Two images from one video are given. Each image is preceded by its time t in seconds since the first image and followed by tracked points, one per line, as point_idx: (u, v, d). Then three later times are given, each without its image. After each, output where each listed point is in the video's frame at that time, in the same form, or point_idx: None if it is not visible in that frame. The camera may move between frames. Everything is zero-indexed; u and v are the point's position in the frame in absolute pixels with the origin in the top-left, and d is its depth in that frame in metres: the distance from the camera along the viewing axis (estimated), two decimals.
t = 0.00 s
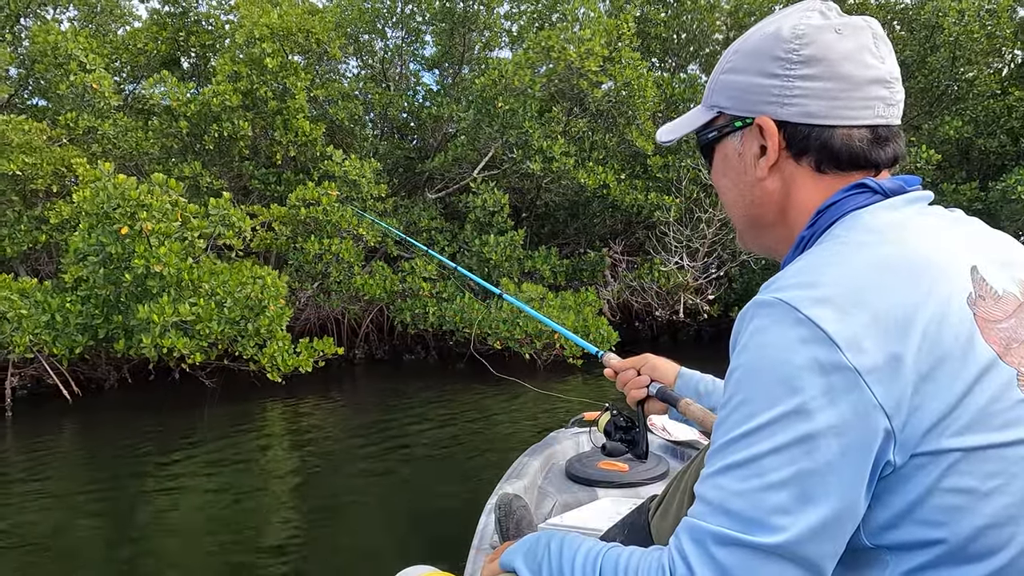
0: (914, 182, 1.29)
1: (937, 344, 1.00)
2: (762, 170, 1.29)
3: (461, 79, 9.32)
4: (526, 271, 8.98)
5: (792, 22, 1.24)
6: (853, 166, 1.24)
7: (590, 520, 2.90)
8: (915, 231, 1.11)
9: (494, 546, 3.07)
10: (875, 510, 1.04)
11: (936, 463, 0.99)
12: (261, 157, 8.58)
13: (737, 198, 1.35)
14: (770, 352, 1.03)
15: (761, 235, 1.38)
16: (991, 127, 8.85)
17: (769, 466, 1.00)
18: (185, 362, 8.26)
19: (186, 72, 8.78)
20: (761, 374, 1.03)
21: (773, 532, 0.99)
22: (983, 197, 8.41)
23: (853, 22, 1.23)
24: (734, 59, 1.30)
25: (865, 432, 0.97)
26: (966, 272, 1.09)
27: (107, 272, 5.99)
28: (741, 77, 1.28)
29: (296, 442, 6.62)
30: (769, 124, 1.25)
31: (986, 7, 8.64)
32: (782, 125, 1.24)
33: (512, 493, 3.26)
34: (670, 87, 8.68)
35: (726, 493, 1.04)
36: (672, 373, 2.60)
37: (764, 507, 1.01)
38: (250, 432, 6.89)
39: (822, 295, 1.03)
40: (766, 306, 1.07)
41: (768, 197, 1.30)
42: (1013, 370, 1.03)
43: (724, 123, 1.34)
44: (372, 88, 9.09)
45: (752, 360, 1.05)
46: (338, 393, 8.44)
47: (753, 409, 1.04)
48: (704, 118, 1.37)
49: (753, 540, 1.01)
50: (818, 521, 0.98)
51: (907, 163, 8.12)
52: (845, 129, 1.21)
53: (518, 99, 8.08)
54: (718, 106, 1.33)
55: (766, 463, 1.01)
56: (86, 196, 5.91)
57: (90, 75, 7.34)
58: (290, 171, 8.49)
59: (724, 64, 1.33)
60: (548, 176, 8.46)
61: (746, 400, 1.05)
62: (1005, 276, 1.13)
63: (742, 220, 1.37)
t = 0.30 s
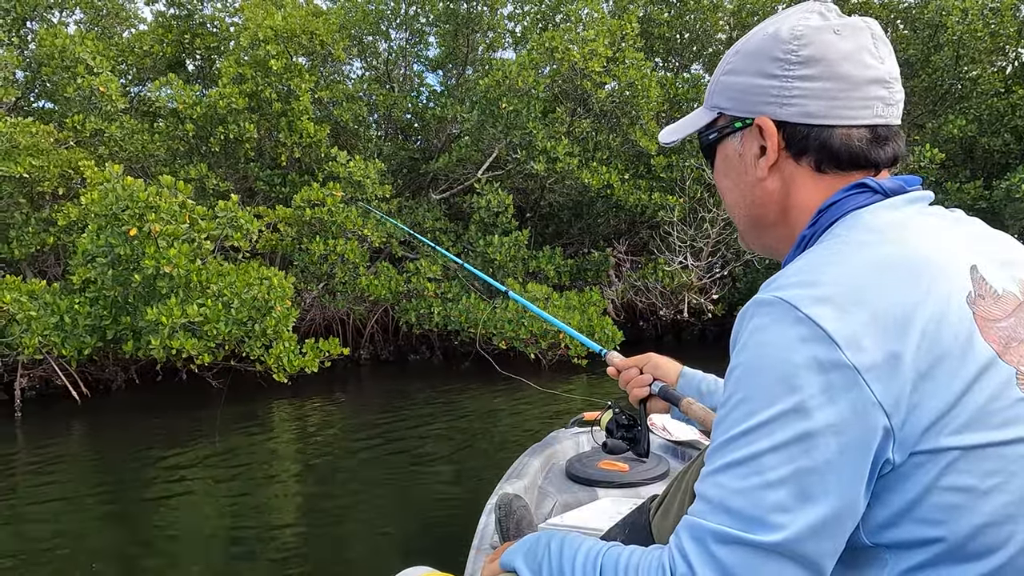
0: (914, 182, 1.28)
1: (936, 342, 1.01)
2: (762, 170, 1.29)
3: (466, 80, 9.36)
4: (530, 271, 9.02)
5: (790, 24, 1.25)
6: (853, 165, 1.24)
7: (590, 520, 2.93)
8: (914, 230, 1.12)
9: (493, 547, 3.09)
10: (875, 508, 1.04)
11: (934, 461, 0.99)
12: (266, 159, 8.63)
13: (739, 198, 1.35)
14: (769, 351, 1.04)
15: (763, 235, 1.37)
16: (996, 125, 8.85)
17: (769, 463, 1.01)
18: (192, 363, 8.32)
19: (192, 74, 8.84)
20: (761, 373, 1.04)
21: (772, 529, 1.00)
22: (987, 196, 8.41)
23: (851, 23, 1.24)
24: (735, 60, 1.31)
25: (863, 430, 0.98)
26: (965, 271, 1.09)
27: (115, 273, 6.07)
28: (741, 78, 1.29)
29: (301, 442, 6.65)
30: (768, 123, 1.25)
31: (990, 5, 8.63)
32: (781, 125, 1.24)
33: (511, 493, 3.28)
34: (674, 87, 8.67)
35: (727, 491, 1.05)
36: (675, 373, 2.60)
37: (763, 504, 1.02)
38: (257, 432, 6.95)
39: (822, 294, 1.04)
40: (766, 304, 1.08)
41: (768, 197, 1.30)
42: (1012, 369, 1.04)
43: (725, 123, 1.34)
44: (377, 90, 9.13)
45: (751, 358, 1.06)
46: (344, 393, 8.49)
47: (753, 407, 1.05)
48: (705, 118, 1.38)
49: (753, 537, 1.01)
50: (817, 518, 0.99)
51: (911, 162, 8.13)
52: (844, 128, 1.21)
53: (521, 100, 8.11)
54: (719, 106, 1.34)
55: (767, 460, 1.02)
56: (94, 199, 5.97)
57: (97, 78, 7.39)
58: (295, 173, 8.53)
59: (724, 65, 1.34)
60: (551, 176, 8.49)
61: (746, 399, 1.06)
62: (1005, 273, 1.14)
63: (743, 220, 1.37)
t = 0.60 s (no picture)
0: (905, 186, 1.22)
1: (905, 322, 1.02)
2: (778, 174, 1.22)
3: (443, 83, 9.48)
4: (503, 273, 9.15)
5: (824, 36, 1.17)
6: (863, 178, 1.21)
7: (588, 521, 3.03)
8: (893, 222, 1.13)
9: (493, 547, 2.88)
10: (843, 483, 1.06)
11: (899, 436, 1.01)
12: (242, 157, 8.68)
13: (747, 202, 1.26)
14: (737, 325, 1.10)
15: (760, 240, 1.31)
16: (954, 141, 9.17)
17: (729, 427, 1.07)
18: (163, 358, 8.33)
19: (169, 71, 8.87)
20: (728, 345, 1.10)
21: (725, 489, 1.06)
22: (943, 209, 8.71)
23: (878, 48, 1.19)
24: (760, 62, 1.20)
25: (823, 396, 1.02)
26: (937, 258, 1.11)
27: (87, 268, 6.12)
28: (768, 81, 1.19)
29: (273, 439, 6.66)
30: (796, 130, 1.17)
31: (951, 25, 8.94)
32: (807, 133, 1.17)
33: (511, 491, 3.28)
34: (646, 95, 8.85)
35: (689, 454, 1.11)
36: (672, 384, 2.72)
37: (721, 466, 1.07)
38: (228, 428, 6.95)
39: (789, 272, 1.09)
40: (739, 285, 1.14)
41: (776, 204, 1.23)
42: (982, 347, 1.04)
43: (740, 123, 1.24)
44: (355, 91, 9.22)
45: (721, 332, 1.12)
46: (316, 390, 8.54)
47: (718, 377, 1.11)
48: (716, 116, 1.27)
49: (709, 496, 1.07)
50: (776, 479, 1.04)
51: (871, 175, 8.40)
52: (863, 145, 1.17)
53: (495, 106, 8.24)
54: (737, 105, 1.24)
55: (727, 426, 1.07)
56: (64, 196, 5.99)
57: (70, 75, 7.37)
58: (270, 171, 8.59)
59: (746, 64, 1.23)
60: (524, 180, 8.65)
61: (715, 371, 1.12)
62: (982, 266, 1.15)
63: (743, 225, 1.30)
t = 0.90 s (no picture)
0: (905, 186, 1.21)
1: (906, 321, 1.02)
2: (777, 175, 1.22)
3: (447, 83, 9.50)
4: (508, 272, 9.15)
5: (823, 36, 1.17)
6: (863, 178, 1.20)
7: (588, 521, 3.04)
8: (894, 222, 1.12)
9: (494, 547, 2.88)
10: (842, 482, 1.06)
11: (899, 436, 1.01)
12: (247, 157, 8.72)
13: (747, 203, 1.26)
14: (736, 325, 1.10)
15: (761, 239, 1.30)
16: (961, 139, 9.13)
17: (728, 427, 1.07)
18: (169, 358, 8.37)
19: (175, 72, 8.92)
20: (728, 344, 1.10)
21: (725, 488, 1.06)
22: (950, 207, 8.67)
23: (877, 48, 1.19)
24: (758, 63, 1.21)
25: (824, 395, 1.02)
26: (937, 258, 1.11)
27: (94, 268, 6.17)
28: (766, 82, 1.19)
29: (278, 438, 6.68)
30: (795, 131, 1.17)
31: (958, 23, 8.90)
32: (806, 134, 1.17)
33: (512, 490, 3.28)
34: (651, 94, 8.85)
35: (689, 453, 1.11)
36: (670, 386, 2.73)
37: (721, 465, 1.07)
38: (233, 427, 6.98)
39: (788, 273, 1.09)
40: (739, 284, 1.14)
41: (777, 204, 1.23)
42: (982, 346, 1.04)
43: (739, 124, 1.24)
44: (360, 91, 9.25)
45: (721, 331, 1.12)
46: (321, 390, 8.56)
47: (718, 376, 1.11)
48: (716, 117, 1.27)
49: (708, 495, 1.07)
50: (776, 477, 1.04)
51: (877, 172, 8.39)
52: (863, 144, 1.17)
53: (499, 105, 8.25)
54: (736, 105, 1.24)
55: (727, 425, 1.07)
56: (70, 196, 6.02)
57: (77, 75, 7.43)
58: (275, 171, 8.62)
59: (744, 65, 1.23)
60: (529, 179, 8.66)
61: (715, 370, 1.12)
62: (982, 267, 1.15)
63: (744, 226, 1.30)
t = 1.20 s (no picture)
0: (904, 186, 1.21)
1: (905, 322, 1.02)
2: (776, 175, 1.22)
3: (453, 83, 9.52)
4: (513, 272, 9.16)
5: (819, 37, 1.17)
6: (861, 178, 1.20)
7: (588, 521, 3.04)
8: (893, 223, 1.12)
9: (493, 547, 2.88)
10: (842, 482, 1.06)
11: (899, 436, 1.00)
12: (253, 157, 8.77)
13: (745, 203, 1.26)
14: (737, 324, 1.10)
15: (760, 239, 1.30)
16: (968, 138, 9.08)
17: (728, 427, 1.07)
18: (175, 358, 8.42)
19: (182, 73, 8.97)
20: (728, 344, 1.10)
21: (725, 488, 1.06)
22: (957, 206, 8.63)
23: (874, 48, 1.19)
24: (755, 64, 1.21)
25: (825, 396, 1.02)
26: (937, 258, 1.10)
27: (101, 268, 6.21)
28: (765, 83, 1.19)
29: (283, 438, 6.71)
30: (794, 131, 1.17)
31: (965, 21, 8.86)
32: (804, 134, 1.17)
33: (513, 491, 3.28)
34: (656, 94, 8.85)
35: (689, 453, 1.11)
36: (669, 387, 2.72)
37: (722, 466, 1.07)
38: (238, 427, 7.01)
39: (788, 273, 1.09)
40: (739, 284, 1.14)
41: (776, 205, 1.23)
42: (981, 346, 1.04)
43: (738, 125, 1.24)
44: (365, 91, 9.28)
45: (721, 331, 1.12)
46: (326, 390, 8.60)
47: (718, 376, 1.11)
48: (714, 118, 1.27)
49: (708, 495, 1.07)
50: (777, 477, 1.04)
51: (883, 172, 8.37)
52: (861, 144, 1.17)
53: (504, 106, 8.26)
54: (734, 107, 1.24)
55: (727, 425, 1.08)
56: (78, 197, 6.06)
57: (85, 78, 7.48)
58: (281, 172, 8.66)
59: (742, 67, 1.23)
60: (534, 179, 8.67)
61: (715, 370, 1.12)
62: (982, 267, 1.14)
63: (743, 226, 1.29)
